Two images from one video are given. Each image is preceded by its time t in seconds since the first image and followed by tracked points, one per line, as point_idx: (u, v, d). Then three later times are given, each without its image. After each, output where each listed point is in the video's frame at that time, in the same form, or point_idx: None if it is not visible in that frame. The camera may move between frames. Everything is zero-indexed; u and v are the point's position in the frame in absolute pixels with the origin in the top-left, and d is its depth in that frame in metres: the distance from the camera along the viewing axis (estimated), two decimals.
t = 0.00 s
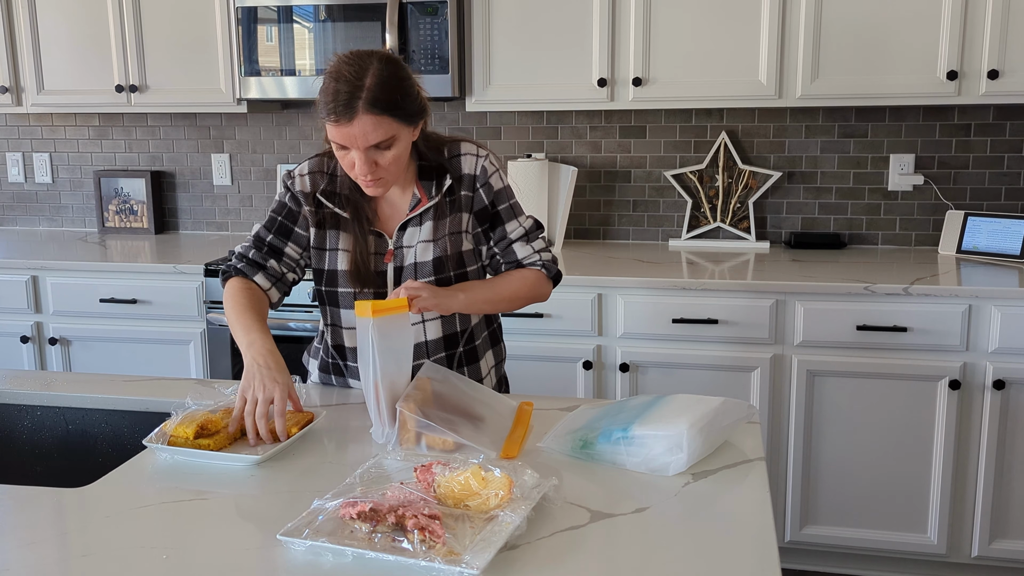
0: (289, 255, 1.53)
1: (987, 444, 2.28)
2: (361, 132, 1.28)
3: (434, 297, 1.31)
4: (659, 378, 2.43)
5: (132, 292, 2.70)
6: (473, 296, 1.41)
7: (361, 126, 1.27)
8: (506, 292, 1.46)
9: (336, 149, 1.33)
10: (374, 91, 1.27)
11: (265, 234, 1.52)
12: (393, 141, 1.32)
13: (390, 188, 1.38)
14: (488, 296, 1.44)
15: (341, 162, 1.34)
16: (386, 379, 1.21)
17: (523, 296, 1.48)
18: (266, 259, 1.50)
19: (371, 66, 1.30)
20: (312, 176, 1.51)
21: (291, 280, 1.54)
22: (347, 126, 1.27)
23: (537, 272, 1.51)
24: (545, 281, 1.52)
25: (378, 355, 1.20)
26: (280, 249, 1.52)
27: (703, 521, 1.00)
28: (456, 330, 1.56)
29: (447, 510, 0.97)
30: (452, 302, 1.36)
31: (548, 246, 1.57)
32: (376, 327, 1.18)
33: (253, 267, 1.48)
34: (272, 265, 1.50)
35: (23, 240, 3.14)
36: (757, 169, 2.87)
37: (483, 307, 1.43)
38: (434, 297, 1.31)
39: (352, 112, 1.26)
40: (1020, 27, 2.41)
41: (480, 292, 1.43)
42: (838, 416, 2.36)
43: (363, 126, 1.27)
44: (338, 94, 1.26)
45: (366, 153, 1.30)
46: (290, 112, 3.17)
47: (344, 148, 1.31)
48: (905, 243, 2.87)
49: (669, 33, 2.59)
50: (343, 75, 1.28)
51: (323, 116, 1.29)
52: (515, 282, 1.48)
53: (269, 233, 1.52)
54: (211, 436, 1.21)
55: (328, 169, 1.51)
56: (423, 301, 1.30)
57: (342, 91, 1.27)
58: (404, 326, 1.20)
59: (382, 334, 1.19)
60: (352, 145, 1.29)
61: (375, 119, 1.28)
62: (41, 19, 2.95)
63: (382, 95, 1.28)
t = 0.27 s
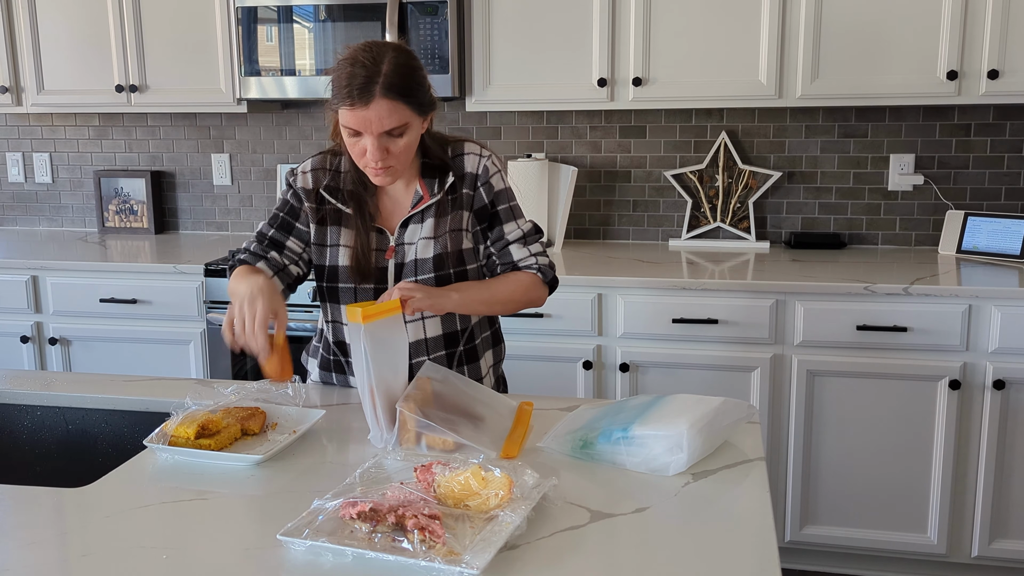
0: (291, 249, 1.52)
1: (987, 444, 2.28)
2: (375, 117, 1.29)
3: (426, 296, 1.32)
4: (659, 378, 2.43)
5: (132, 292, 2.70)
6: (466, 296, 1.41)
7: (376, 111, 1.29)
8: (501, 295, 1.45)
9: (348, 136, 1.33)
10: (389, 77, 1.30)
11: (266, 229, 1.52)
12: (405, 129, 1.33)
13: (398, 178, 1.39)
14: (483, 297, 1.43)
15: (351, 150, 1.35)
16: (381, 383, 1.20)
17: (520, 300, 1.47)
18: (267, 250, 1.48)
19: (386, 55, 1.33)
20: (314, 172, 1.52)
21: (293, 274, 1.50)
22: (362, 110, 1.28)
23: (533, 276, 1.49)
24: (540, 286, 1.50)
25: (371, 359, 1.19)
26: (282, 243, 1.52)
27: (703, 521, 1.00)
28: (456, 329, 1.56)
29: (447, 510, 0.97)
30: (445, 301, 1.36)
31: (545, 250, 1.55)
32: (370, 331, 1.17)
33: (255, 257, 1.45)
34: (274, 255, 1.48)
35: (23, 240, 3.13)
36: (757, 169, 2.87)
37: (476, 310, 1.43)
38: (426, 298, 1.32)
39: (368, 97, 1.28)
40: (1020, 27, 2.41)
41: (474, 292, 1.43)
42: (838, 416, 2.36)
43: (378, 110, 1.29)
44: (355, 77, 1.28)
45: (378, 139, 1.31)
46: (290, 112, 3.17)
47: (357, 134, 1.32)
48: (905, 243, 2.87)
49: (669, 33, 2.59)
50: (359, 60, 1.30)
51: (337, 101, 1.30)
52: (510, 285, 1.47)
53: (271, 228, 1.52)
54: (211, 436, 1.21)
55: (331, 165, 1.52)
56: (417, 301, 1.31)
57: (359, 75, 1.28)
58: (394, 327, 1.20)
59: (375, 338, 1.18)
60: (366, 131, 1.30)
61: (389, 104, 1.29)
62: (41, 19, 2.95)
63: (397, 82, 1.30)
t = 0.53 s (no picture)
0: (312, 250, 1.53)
1: (987, 443, 2.28)
2: (378, 111, 1.29)
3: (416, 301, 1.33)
4: (659, 378, 2.44)
5: (133, 292, 2.70)
6: (454, 302, 1.41)
7: (379, 105, 1.29)
8: (489, 303, 1.46)
9: (351, 132, 1.34)
10: (393, 72, 1.30)
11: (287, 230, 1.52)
12: (408, 124, 1.33)
13: (401, 176, 1.38)
14: (471, 303, 1.44)
15: (355, 146, 1.35)
16: (378, 387, 1.20)
17: (510, 307, 1.48)
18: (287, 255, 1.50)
19: (390, 51, 1.34)
20: (324, 169, 1.52)
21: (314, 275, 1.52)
22: (364, 104, 1.29)
23: (527, 283, 1.49)
24: (535, 293, 1.50)
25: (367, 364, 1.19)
26: (304, 245, 1.52)
27: (703, 520, 1.00)
28: (457, 330, 1.56)
29: (447, 510, 0.97)
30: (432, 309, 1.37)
31: (541, 257, 1.54)
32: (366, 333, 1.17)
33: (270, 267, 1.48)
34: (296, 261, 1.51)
35: (23, 240, 3.13)
36: (757, 169, 2.87)
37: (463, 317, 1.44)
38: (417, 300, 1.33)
39: (371, 90, 1.28)
40: (1019, 27, 2.41)
41: (462, 298, 1.43)
42: (838, 416, 2.36)
43: (380, 104, 1.29)
44: (358, 72, 1.29)
45: (381, 134, 1.31)
46: (290, 112, 3.17)
47: (360, 129, 1.32)
48: (905, 243, 2.87)
49: (669, 33, 2.59)
50: (363, 55, 1.31)
51: (341, 96, 1.31)
52: (502, 291, 1.47)
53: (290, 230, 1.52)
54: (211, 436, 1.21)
55: (337, 163, 1.53)
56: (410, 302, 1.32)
57: (361, 70, 1.29)
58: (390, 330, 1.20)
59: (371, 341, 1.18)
60: (368, 126, 1.31)
61: (392, 98, 1.30)
62: (41, 19, 2.95)
63: (400, 77, 1.31)
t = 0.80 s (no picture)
0: (294, 251, 1.51)
1: (987, 443, 2.28)
2: (369, 110, 1.29)
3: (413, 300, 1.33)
4: (659, 378, 2.43)
5: (132, 292, 2.70)
6: (454, 302, 1.41)
7: (370, 104, 1.29)
8: (491, 302, 1.46)
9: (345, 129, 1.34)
10: (388, 71, 1.30)
11: (270, 230, 1.52)
12: (401, 125, 1.33)
13: (393, 175, 1.38)
14: (471, 303, 1.44)
15: (348, 143, 1.35)
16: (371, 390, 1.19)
17: (511, 306, 1.48)
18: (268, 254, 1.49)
19: (387, 50, 1.33)
20: (316, 171, 1.52)
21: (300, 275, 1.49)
22: (356, 102, 1.29)
23: (528, 282, 1.50)
24: (535, 292, 1.51)
25: (360, 366, 1.18)
26: (284, 245, 1.51)
27: (703, 521, 1.00)
28: (457, 331, 1.56)
29: (447, 510, 0.97)
30: (433, 308, 1.37)
31: (542, 256, 1.54)
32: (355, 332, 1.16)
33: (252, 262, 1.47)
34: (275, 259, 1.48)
35: (23, 240, 3.13)
36: (757, 169, 2.87)
37: (464, 316, 1.43)
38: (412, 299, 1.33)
39: (363, 88, 1.29)
40: (1019, 27, 2.41)
41: (461, 298, 1.43)
42: (838, 415, 2.36)
43: (371, 103, 1.29)
44: (352, 70, 1.29)
45: (372, 133, 1.31)
46: (290, 112, 3.17)
47: (352, 127, 1.32)
48: (905, 243, 2.87)
49: (669, 33, 2.59)
50: (360, 53, 1.31)
51: (336, 93, 1.31)
52: (503, 291, 1.48)
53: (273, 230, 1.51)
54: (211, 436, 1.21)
55: (333, 164, 1.53)
56: (406, 303, 1.33)
57: (356, 68, 1.30)
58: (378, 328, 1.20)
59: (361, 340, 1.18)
60: (360, 124, 1.31)
61: (384, 98, 1.30)
62: (41, 19, 2.95)
63: (394, 77, 1.31)
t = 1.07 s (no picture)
0: (281, 247, 1.52)
1: (987, 443, 2.28)
2: (374, 105, 1.29)
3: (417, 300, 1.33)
4: (659, 378, 2.43)
5: (132, 292, 2.70)
6: (457, 302, 1.41)
7: (375, 99, 1.29)
8: (493, 302, 1.46)
9: (348, 125, 1.33)
10: (392, 68, 1.31)
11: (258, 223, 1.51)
12: (404, 122, 1.33)
13: (394, 174, 1.38)
14: (473, 304, 1.43)
15: (351, 140, 1.35)
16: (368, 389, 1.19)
17: (512, 306, 1.48)
18: (257, 250, 1.48)
19: (393, 48, 1.34)
20: (312, 173, 1.52)
21: (280, 274, 1.51)
22: (361, 98, 1.29)
23: (528, 282, 1.51)
24: (535, 292, 1.51)
25: (358, 366, 1.18)
26: (273, 241, 1.51)
27: (703, 521, 1.00)
28: (457, 331, 1.56)
29: (447, 510, 0.97)
30: (436, 308, 1.36)
31: (541, 256, 1.56)
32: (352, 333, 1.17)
33: (242, 258, 1.45)
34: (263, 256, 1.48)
35: (23, 240, 3.13)
36: (757, 169, 2.87)
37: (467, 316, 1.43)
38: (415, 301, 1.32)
39: (369, 84, 1.29)
40: (1020, 27, 2.41)
41: (464, 298, 1.42)
42: (838, 415, 2.36)
43: (376, 99, 1.29)
44: (358, 66, 1.29)
45: (376, 129, 1.31)
46: (290, 112, 3.17)
47: (356, 123, 1.32)
48: (905, 243, 2.87)
49: (669, 33, 2.59)
50: (366, 50, 1.32)
51: (340, 89, 1.31)
52: (504, 291, 1.48)
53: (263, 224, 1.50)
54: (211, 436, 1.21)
55: (330, 166, 1.53)
56: (407, 306, 1.31)
57: (362, 64, 1.30)
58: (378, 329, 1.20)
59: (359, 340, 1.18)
60: (364, 120, 1.30)
61: (389, 94, 1.30)
62: (41, 20, 2.95)
63: (400, 74, 1.31)
